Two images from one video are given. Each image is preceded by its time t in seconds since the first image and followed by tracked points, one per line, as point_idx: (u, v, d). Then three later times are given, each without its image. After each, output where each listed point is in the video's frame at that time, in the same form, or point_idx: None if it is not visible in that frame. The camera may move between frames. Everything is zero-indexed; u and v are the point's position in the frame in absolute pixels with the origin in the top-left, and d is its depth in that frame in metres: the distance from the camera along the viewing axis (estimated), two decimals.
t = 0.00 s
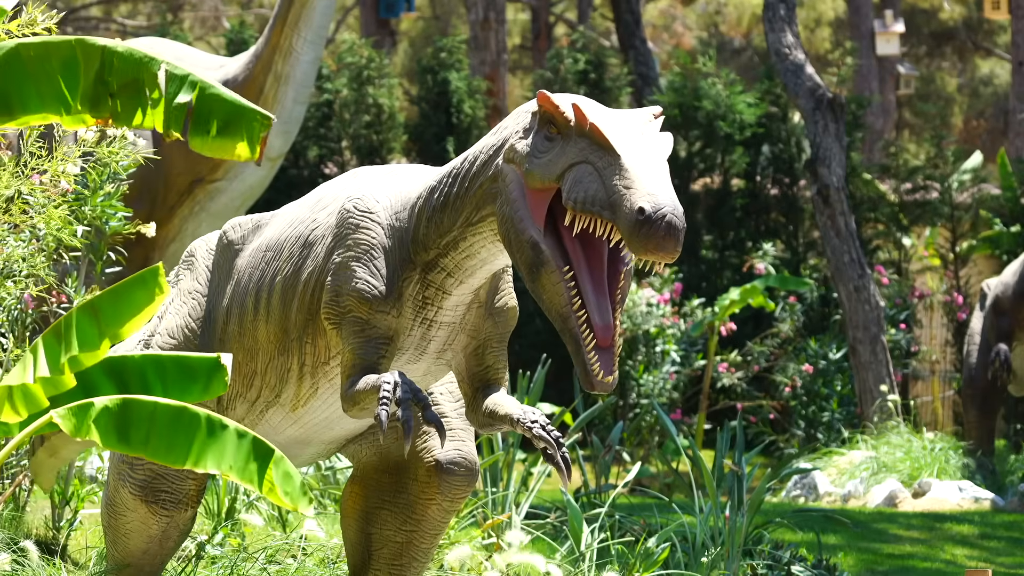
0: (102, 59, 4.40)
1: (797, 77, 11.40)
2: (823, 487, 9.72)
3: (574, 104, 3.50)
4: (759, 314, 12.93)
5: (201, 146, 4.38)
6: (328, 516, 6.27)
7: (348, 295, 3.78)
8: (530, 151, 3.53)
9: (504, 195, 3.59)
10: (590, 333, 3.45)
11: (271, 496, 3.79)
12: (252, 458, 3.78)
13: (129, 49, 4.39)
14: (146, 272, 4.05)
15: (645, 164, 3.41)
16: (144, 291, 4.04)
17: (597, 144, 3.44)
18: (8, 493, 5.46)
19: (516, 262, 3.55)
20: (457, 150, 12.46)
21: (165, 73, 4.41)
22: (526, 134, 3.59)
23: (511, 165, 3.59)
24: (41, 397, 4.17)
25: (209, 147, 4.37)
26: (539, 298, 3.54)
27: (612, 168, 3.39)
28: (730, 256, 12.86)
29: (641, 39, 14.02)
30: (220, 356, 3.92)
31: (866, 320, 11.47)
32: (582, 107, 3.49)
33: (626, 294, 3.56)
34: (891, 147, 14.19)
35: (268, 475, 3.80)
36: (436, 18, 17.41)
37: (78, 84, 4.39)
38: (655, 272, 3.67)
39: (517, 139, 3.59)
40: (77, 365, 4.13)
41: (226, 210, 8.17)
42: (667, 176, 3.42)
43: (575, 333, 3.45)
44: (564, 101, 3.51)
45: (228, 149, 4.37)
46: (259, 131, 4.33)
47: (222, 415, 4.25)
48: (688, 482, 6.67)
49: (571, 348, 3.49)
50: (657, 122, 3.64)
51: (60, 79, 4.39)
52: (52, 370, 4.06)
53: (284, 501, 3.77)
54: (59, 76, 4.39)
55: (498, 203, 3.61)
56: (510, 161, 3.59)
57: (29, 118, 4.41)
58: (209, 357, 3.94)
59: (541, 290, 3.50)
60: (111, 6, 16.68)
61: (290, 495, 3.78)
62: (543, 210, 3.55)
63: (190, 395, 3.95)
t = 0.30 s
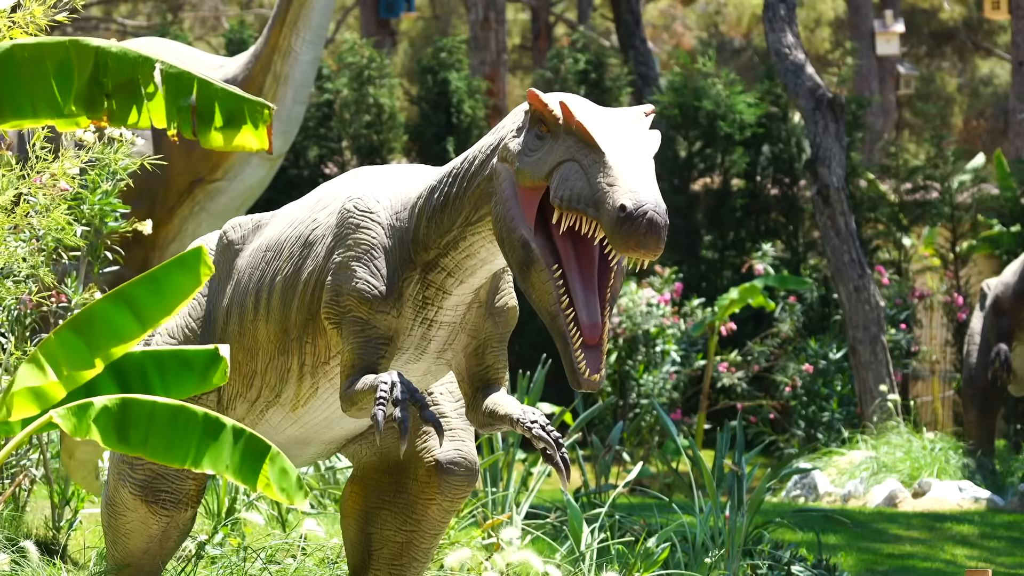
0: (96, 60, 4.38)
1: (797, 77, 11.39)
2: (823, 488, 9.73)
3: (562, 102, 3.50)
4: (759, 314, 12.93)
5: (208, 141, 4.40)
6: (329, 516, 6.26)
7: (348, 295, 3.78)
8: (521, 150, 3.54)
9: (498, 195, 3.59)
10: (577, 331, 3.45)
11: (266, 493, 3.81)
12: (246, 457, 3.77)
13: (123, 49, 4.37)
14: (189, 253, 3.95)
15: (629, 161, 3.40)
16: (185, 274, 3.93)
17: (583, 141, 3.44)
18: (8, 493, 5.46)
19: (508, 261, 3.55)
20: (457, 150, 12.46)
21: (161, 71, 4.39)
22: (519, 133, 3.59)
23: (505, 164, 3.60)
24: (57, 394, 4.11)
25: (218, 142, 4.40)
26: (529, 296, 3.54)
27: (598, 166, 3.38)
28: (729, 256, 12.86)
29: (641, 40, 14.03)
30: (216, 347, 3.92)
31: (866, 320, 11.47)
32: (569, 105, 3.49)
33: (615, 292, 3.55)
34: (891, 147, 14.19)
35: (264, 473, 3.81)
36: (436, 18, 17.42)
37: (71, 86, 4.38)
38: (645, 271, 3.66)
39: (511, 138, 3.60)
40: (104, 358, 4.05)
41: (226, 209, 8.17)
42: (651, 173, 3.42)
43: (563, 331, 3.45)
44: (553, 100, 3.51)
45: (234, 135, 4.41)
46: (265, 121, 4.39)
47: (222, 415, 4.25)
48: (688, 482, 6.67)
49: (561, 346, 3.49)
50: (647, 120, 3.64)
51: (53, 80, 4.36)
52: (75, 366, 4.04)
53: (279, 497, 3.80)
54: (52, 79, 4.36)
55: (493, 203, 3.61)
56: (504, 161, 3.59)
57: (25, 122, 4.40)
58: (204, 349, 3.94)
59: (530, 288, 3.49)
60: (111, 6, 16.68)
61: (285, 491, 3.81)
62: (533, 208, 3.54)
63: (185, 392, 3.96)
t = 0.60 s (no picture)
0: (83, 54, 4.38)
1: (797, 77, 11.39)
2: (823, 487, 9.72)
3: (560, 103, 3.51)
4: (759, 314, 12.94)
5: (184, 137, 4.45)
6: (329, 516, 6.26)
7: (347, 295, 3.78)
8: (520, 151, 3.54)
9: (497, 196, 3.59)
10: (576, 333, 3.45)
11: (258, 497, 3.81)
12: (243, 458, 3.79)
13: (107, 41, 4.36)
14: (206, 264, 3.95)
15: (628, 162, 3.40)
16: (201, 285, 3.93)
17: (582, 142, 3.43)
18: (8, 493, 5.47)
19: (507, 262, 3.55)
20: (457, 150, 12.45)
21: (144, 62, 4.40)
22: (518, 134, 3.59)
23: (504, 165, 3.59)
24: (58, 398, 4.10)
25: (195, 138, 4.45)
26: (529, 297, 3.54)
27: (596, 167, 3.38)
28: (729, 256, 12.86)
29: (641, 39, 14.02)
30: (211, 335, 3.94)
31: (866, 320, 11.47)
32: (568, 106, 3.49)
33: (615, 294, 3.55)
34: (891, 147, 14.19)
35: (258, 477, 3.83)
36: (436, 18, 17.42)
37: (59, 79, 4.37)
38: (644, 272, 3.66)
39: (511, 139, 3.60)
40: (110, 364, 4.03)
41: (226, 209, 8.17)
42: (650, 174, 3.41)
43: (562, 332, 3.45)
44: (552, 101, 3.51)
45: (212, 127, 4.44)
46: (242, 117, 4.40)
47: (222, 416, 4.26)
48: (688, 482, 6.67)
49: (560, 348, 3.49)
50: (645, 121, 3.63)
51: (40, 73, 4.36)
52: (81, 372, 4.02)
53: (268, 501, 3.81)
54: (40, 71, 4.36)
55: (493, 203, 3.61)
56: (503, 161, 3.59)
57: (12, 118, 4.42)
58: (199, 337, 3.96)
59: (530, 289, 3.49)
60: (111, 6, 16.67)
61: (275, 497, 3.80)
62: (532, 210, 3.54)
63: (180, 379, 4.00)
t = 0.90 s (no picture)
0: (78, 63, 4.41)
1: (797, 77, 11.39)
2: (823, 487, 9.72)
3: (573, 105, 3.50)
4: (759, 315, 12.94)
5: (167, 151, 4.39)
6: (329, 516, 6.26)
7: (347, 295, 3.78)
8: (529, 152, 3.53)
9: (504, 196, 3.58)
10: (590, 334, 3.44)
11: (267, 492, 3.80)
12: (248, 456, 3.78)
13: (103, 52, 4.40)
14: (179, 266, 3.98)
15: (644, 165, 3.41)
16: (175, 287, 3.97)
17: (596, 144, 3.44)
18: (8, 493, 5.47)
19: (515, 262, 3.55)
20: (457, 150, 12.45)
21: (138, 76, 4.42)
22: (526, 135, 3.59)
23: (511, 165, 3.59)
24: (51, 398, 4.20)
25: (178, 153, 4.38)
26: (539, 298, 3.54)
27: (611, 169, 3.38)
28: (729, 255, 12.85)
29: (641, 39, 14.02)
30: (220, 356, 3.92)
31: (866, 320, 11.47)
32: (581, 108, 3.49)
33: (625, 294, 3.56)
34: (891, 147, 14.19)
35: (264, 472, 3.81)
36: (436, 18, 17.42)
37: (54, 87, 4.40)
38: (655, 272, 3.67)
39: (517, 139, 3.59)
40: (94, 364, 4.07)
41: (226, 209, 8.11)
42: (666, 177, 3.42)
43: (576, 333, 3.45)
44: (563, 102, 3.51)
45: (193, 155, 4.38)
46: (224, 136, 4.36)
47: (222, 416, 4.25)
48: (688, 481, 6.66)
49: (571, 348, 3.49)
50: (656, 123, 3.64)
51: (38, 81, 4.40)
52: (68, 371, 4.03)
53: (279, 496, 3.80)
54: (38, 79, 4.41)
55: (498, 204, 3.61)
56: (510, 162, 3.59)
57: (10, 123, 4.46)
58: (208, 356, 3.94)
59: (541, 290, 3.50)
60: (111, 6, 16.67)
61: (285, 490, 3.80)
62: (542, 211, 3.54)
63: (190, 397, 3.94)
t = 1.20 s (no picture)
0: (71, 65, 4.46)
1: (797, 76, 11.39)
2: (823, 488, 9.72)
3: (591, 107, 3.50)
4: (759, 315, 12.95)
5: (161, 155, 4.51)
6: (329, 516, 6.26)
7: (348, 295, 3.78)
8: (543, 153, 3.52)
9: (513, 196, 3.57)
10: (610, 334, 3.45)
11: (269, 494, 3.79)
12: (248, 456, 3.77)
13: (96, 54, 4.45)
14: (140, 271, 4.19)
15: (667, 168, 3.41)
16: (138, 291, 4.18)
17: (616, 146, 3.44)
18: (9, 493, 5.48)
19: (528, 264, 3.55)
20: (457, 150, 12.46)
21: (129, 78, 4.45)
22: (537, 136, 3.57)
23: (521, 166, 3.58)
24: (39, 398, 4.14)
25: (170, 158, 4.50)
26: (553, 299, 3.54)
27: (635, 171, 3.39)
28: (729, 255, 12.85)
29: (641, 39, 14.02)
30: (217, 352, 3.90)
31: (866, 320, 11.47)
32: (600, 109, 3.49)
33: (640, 295, 3.58)
34: (891, 147, 14.19)
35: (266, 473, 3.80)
36: (436, 18, 17.43)
37: (47, 89, 4.44)
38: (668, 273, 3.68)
39: (527, 140, 3.58)
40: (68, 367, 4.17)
41: (225, 210, 8.08)
42: (688, 179, 3.43)
43: (595, 335, 3.45)
44: (581, 103, 3.50)
45: (188, 156, 4.52)
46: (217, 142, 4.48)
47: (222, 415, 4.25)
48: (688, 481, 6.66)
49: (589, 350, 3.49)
50: (670, 125, 3.64)
51: (32, 83, 4.45)
52: (49, 369, 4.12)
53: (281, 498, 3.79)
54: (32, 81, 4.45)
55: (507, 204, 3.60)
56: (520, 162, 3.58)
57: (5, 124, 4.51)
58: (205, 353, 3.92)
59: (556, 292, 3.50)
60: (111, 6, 16.68)
61: (287, 492, 3.79)
62: (556, 212, 3.54)
63: (188, 394, 3.95)
